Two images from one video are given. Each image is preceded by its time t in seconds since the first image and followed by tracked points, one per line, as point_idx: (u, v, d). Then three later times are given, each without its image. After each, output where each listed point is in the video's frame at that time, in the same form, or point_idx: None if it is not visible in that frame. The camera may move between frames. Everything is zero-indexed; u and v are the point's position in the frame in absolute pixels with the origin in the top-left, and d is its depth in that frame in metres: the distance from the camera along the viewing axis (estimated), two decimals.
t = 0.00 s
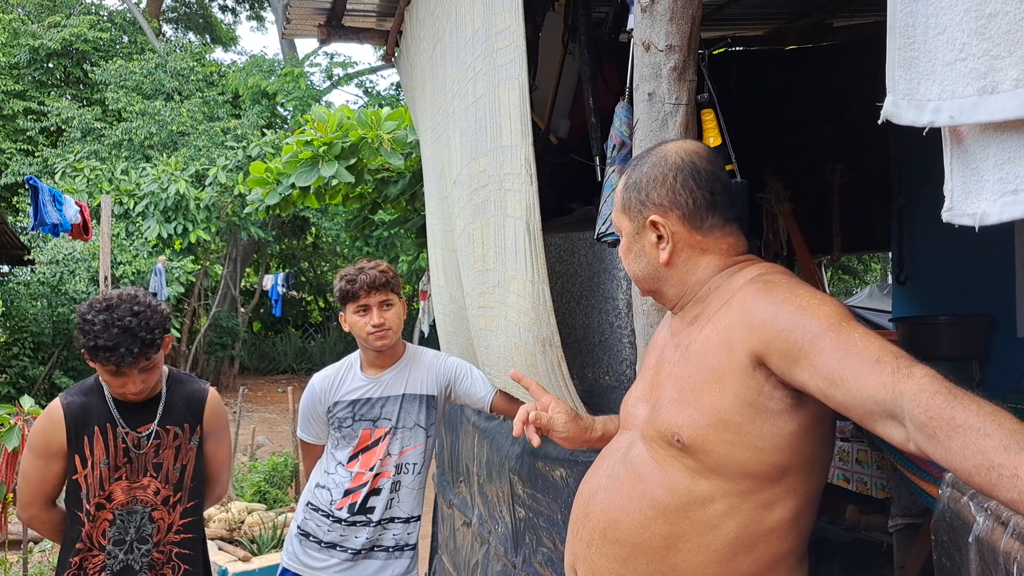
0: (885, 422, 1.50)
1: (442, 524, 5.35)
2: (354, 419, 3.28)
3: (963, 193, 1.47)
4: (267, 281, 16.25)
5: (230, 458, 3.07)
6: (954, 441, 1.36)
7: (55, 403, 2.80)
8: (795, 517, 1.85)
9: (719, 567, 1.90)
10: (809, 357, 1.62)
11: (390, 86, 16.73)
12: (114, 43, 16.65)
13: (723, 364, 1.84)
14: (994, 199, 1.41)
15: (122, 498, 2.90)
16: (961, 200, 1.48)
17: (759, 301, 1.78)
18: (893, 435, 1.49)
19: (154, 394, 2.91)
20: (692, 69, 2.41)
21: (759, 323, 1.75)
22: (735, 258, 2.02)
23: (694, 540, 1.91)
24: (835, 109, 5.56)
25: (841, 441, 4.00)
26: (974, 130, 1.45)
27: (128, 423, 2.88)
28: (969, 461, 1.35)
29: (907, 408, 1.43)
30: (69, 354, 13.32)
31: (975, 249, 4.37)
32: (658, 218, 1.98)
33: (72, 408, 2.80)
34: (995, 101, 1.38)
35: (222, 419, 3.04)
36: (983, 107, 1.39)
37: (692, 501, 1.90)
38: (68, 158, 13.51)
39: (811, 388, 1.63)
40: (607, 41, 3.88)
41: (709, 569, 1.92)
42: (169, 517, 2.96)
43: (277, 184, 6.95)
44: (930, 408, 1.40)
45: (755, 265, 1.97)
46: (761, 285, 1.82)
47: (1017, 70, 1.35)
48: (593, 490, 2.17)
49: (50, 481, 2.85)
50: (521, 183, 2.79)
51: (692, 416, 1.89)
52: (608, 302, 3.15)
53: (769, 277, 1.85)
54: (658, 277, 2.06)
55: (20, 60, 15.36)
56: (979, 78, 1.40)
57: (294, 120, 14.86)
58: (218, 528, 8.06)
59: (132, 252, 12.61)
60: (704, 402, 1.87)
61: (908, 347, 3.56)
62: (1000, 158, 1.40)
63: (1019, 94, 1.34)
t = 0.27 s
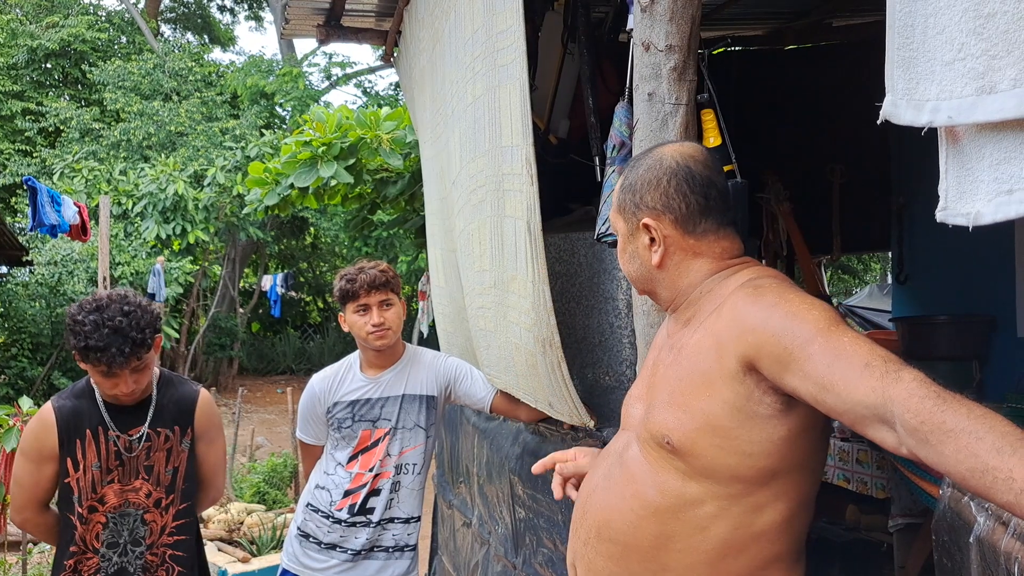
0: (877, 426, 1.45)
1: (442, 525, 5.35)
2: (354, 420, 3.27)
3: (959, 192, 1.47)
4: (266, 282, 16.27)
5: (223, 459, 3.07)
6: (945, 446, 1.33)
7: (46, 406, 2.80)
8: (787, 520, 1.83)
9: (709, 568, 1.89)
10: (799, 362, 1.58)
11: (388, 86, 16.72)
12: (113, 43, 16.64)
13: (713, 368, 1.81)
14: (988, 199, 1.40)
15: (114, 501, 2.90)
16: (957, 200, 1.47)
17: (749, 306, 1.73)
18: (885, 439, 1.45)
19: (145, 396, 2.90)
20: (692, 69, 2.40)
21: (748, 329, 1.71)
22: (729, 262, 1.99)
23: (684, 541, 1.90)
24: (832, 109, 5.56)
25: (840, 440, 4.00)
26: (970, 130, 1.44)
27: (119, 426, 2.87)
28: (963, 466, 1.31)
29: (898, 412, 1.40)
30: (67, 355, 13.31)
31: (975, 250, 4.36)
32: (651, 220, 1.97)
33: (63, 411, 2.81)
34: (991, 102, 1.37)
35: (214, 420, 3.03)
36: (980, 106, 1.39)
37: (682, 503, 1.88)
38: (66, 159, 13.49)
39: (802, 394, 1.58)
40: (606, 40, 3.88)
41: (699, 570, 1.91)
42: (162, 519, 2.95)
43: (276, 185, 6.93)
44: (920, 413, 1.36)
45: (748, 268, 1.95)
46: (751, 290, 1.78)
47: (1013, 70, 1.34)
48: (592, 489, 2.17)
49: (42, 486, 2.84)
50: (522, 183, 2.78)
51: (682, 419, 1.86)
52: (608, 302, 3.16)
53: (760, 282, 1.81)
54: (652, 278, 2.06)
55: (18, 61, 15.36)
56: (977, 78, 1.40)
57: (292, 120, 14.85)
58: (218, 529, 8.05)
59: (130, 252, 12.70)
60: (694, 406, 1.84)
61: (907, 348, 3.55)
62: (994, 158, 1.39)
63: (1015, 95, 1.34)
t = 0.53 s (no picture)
0: (878, 429, 1.45)
1: (443, 526, 5.35)
2: (355, 420, 3.27)
3: (964, 194, 1.47)
4: (266, 282, 16.27)
5: (220, 458, 3.06)
6: (946, 449, 1.33)
7: (44, 408, 2.82)
8: (787, 521, 1.83)
9: (708, 568, 1.90)
10: (797, 366, 1.57)
11: (388, 87, 16.72)
12: (113, 44, 16.64)
13: (710, 372, 1.80)
14: (992, 200, 1.41)
15: (112, 502, 2.89)
16: (962, 201, 1.48)
17: (745, 309, 1.73)
18: (886, 442, 1.45)
19: (141, 395, 2.92)
20: (694, 70, 2.41)
21: (746, 332, 1.70)
22: (728, 264, 1.98)
23: (683, 540, 1.91)
24: (833, 109, 5.57)
25: (841, 441, 4.00)
26: (974, 131, 1.45)
27: (116, 426, 2.87)
28: (963, 469, 1.31)
29: (897, 417, 1.39)
30: (67, 356, 13.31)
31: (975, 250, 4.36)
32: (645, 227, 1.98)
33: (60, 412, 2.82)
34: (994, 103, 1.37)
35: (211, 419, 3.03)
36: (984, 107, 1.39)
37: (680, 503, 1.89)
38: (65, 160, 13.50)
39: (801, 398, 1.58)
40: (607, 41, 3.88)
41: (699, 570, 1.91)
42: (160, 520, 2.94)
43: (276, 185, 6.93)
44: (919, 417, 1.36)
45: (747, 270, 1.94)
46: (748, 293, 1.77)
47: (1017, 71, 1.34)
48: (594, 489, 2.17)
49: (41, 488, 2.84)
50: (523, 184, 2.78)
51: (680, 421, 1.86)
52: (609, 303, 3.16)
53: (758, 285, 1.80)
54: (652, 284, 2.06)
55: (18, 62, 15.37)
56: (980, 79, 1.40)
57: (292, 120, 14.85)
58: (218, 530, 8.04)
59: (130, 254, 12.53)
60: (692, 408, 1.84)
61: (908, 348, 3.55)
62: (999, 160, 1.39)
63: (1018, 96, 1.34)
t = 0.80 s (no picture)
0: (879, 430, 1.45)
1: (443, 526, 5.35)
2: (355, 420, 3.27)
3: (965, 193, 1.47)
4: (265, 283, 16.28)
5: (221, 456, 3.09)
6: (947, 450, 1.32)
7: (46, 411, 2.80)
8: (787, 520, 1.83)
9: (707, 567, 1.90)
10: (798, 367, 1.57)
11: (388, 87, 16.72)
12: (112, 45, 16.64)
13: (711, 372, 1.80)
14: (993, 200, 1.41)
15: (118, 500, 2.88)
16: (963, 201, 1.48)
17: (746, 309, 1.73)
18: (888, 442, 1.44)
19: (142, 393, 2.92)
20: (695, 70, 2.40)
21: (747, 332, 1.70)
22: (730, 263, 1.99)
23: (682, 539, 1.91)
24: (833, 109, 5.57)
25: (841, 441, 4.00)
26: (975, 130, 1.45)
27: (119, 425, 2.87)
28: (965, 469, 1.31)
29: (898, 417, 1.39)
30: (66, 356, 13.31)
31: (975, 250, 4.36)
32: (648, 224, 1.98)
33: (62, 413, 2.81)
34: (995, 102, 1.37)
35: (211, 418, 3.06)
36: (985, 107, 1.39)
37: (679, 502, 1.89)
38: (65, 160, 13.49)
39: (803, 399, 1.58)
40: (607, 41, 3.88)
41: (698, 569, 1.91)
42: (168, 516, 2.94)
43: (276, 185, 6.94)
44: (920, 418, 1.36)
45: (748, 270, 1.93)
46: (749, 293, 1.77)
47: (1017, 71, 1.35)
48: (595, 487, 2.17)
49: (44, 490, 2.83)
50: (525, 184, 2.78)
51: (680, 420, 1.86)
52: (610, 303, 3.17)
53: (759, 285, 1.80)
54: (655, 281, 2.06)
55: (17, 62, 15.36)
56: (982, 78, 1.40)
57: (292, 121, 14.84)
58: (218, 531, 8.03)
59: (130, 254, 12.48)
60: (692, 408, 1.84)
61: (909, 349, 3.55)
62: (1000, 159, 1.39)
63: (1020, 95, 1.34)
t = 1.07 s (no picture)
0: (884, 430, 1.45)
1: (443, 527, 5.36)
2: (356, 420, 3.27)
3: (966, 193, 1.47)
4: (265, 283, 16.28)
5: (218, 456, 3.15)
6: (952, 450, 1.33)
7: (49, 411, 2.78)
8: (788, 519, 1.83)
9: (707, 567, 1.90)
10: (803, 367, 1.57)
11: (388, 87, 16.72)
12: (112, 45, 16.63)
13: (715, 372, 1.80)
14: (996, 199, 1.40)
15: (125, 500, 2.87)
16: (964, 200, 1.48)
17: (751, 309, 1.73)
18: (892, 443, 1.44)
19: (144, 393, 2.93)
20: (696, 69, 2.40)
21: (752, 332, 1.70)
22: (736, 263, 1.99)
23: (682, 538, 1.91)
24: (833, 110, 5.57)
25: (842, 441, 4.00)
26: (976, 129, 1.45)
27: (124, 425, 2.87)
28: (970, 469, 1.31)
29: (903, 417, 1.39)
30: (66, 357, 13.31)
31: (976, 250, 4.36)
32: (657, 220, 1.98)
33: (67, 414, 2.79)
34: (997, 101, 1.37)
35: (210, 418, 3.10)
36: (987, 106, 1.39)
37: (680, 501, 1.89)
38: (65, 160, 13.49)
39: (807, 399, 1.58)
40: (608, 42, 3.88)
41: (698, 568, 1.91)
42: (175, 515, 2.94)
43: (276, 185, 6.94)
44: (925, 418, 1.36)
45: (754, 270, 1.94)
46: (754, 293, 1.76)
47: (1019, 70, 1.35)
48: (595, 485, 2.17)
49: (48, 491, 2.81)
50: (528, 184, 2.77)
51: (683, 420, 1.86)
52: (611, 304, 3.17)
53: (764, 286, 1.80)
54: (660, 279, 2.06)
55: (17, 63, 15.36)
56: (983, 77, 1.40)
57: (292, 121, 14.84)
58: (219, 531, 8.03)
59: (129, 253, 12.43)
60: (695, 408, 1.84)
61: (910, 349, 3.55)
62: (1002, 158, 1.39)
63: (1021, 94, 1.34)
